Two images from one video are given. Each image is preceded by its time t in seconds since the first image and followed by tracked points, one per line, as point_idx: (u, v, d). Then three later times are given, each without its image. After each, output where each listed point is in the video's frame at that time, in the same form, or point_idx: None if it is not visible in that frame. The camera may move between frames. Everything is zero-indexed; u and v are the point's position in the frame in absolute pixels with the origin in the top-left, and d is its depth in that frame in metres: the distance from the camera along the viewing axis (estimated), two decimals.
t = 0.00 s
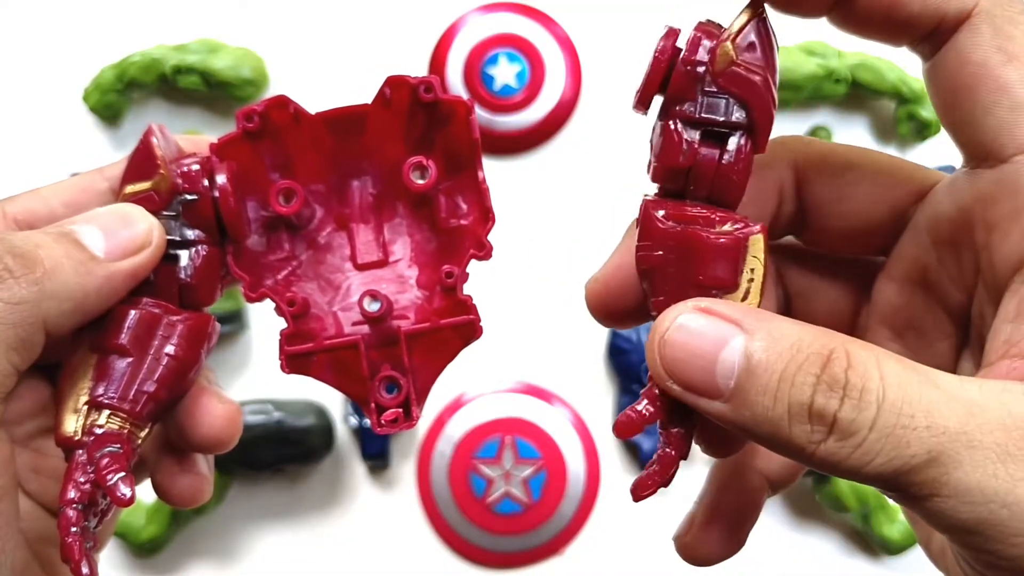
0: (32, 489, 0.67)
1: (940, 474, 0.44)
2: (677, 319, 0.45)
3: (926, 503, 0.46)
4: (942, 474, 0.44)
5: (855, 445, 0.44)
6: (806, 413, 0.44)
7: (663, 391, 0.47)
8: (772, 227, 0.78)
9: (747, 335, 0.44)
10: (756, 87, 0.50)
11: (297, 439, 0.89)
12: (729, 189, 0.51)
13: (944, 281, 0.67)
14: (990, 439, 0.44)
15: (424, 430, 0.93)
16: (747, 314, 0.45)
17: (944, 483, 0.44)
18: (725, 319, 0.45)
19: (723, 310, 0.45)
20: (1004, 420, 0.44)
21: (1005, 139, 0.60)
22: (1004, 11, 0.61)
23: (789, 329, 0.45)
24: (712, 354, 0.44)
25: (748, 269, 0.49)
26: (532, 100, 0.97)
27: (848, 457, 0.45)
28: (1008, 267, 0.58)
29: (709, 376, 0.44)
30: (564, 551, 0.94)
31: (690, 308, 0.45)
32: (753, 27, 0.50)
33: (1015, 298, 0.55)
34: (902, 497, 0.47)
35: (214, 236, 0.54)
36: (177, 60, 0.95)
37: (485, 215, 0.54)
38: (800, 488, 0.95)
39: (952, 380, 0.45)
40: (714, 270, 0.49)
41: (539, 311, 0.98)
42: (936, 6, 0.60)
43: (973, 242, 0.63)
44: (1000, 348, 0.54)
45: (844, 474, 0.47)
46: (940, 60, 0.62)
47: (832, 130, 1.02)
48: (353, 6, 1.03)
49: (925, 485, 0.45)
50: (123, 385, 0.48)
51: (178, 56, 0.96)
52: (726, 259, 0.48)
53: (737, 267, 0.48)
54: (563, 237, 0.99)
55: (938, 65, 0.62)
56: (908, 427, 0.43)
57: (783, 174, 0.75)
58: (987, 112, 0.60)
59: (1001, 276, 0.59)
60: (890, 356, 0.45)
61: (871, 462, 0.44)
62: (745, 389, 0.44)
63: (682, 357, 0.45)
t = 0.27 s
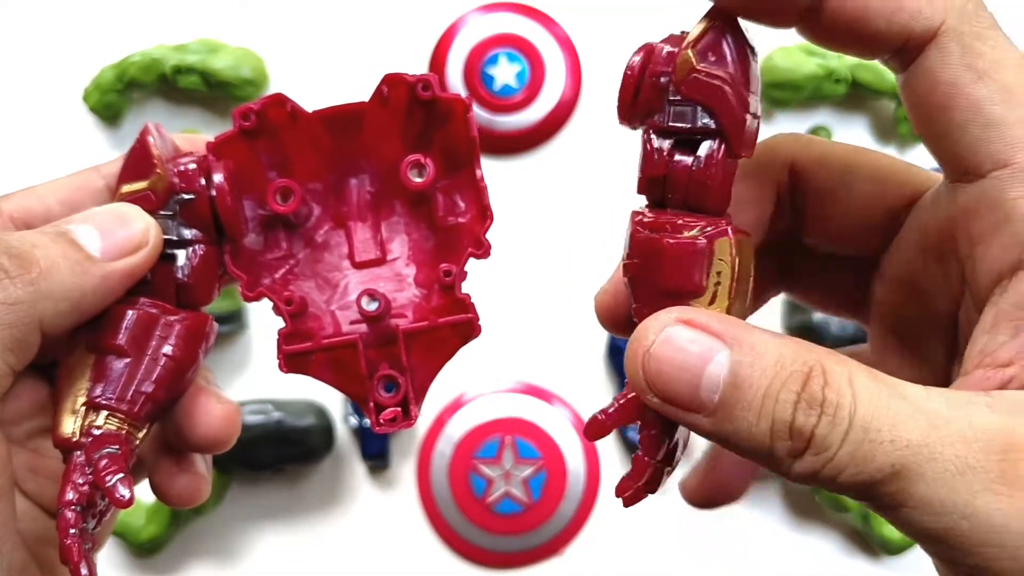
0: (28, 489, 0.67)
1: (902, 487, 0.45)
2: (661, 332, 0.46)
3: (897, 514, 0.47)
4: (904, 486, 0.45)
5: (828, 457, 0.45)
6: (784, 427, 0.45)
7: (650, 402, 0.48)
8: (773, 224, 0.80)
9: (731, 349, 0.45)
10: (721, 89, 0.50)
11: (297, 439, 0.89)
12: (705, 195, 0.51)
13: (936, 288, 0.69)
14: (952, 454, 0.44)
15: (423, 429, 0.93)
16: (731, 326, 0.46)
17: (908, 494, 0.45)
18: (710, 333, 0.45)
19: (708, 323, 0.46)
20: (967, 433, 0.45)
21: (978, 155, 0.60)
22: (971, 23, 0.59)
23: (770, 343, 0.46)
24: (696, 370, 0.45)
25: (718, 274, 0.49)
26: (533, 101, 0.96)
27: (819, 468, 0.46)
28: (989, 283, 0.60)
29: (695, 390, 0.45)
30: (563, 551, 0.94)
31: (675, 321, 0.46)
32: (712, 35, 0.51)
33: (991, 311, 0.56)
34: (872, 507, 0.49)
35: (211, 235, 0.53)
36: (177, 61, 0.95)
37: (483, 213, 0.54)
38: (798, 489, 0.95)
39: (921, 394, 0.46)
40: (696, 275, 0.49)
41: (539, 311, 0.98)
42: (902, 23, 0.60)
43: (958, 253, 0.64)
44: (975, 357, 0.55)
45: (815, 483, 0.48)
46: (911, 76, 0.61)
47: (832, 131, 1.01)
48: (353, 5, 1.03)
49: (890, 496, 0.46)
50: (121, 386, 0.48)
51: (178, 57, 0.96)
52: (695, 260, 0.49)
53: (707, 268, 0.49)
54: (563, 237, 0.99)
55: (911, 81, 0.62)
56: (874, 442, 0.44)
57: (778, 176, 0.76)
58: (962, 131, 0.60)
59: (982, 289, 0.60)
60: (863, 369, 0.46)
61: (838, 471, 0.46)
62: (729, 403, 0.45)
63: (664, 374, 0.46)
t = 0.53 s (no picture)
0: (34, 491, 0.66)
1: (829, 500, 0.46)
2: (615, 341, 0.47)
3: (828, 532, 0.47)
4: (830, 499, 0.46)
5: (759, 465, 0.46)
6: (720, 435, 0.46)
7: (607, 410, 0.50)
8: (704, 269, 0.77)
9: (678, 361, 0.46)
10: (639, 125, 0.51)
11: (297, 439, 0.88)
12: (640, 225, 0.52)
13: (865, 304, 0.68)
14: (873, 467, 0.45)
15: (424, 431, 0.93)
16: (683, 340, 0.47)
17: (834, 508, 0.46)
18: (661, 346, 0.47)
19: (660, 336, 0.47)
20: (890, 448, 0.45)
21: (887, 179, 0.60)
22: (872, 63, 0.63)
23: (717, 356, 0.47)
24: (644, 379, 0.46)
25: (674, 297, 0.50)
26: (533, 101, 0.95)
27: (755, 479, 0.47)
28: (908, 301, 0.59)
29: (641, 399, 0.46)
30: (564, 551, 0.93)
31: (630, 333, 0.47)
32: (624, 68, 0.52)
33: (915, 328, 0.57)
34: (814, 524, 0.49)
35: (218, 239, 0.53)
36: (177, 60, 0.95)
37: (491, 218, 0.54)
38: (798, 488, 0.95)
39: (855, 411, 0.47)
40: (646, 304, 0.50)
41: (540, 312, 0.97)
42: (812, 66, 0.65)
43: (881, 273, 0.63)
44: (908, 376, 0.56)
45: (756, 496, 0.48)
46: (830, 111, 0.64)
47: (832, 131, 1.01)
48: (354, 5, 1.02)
49: (822, 511, 0.46)
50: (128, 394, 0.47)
51: (178, 57, 0.95)
52: (650, 292, 0.50)
53: (661, 296, 0.50)
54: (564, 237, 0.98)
55: (831, 115, 0.64)
56: (800, 452, 0.45)
57: (709, 223, 0.74)
58: (879, 148, 0.60)
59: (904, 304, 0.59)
60: (805, 385, 0.47)
61: (772, 482, 0.46)
62: (673, 412, 0.46)
63: (613, 380, 0.47)
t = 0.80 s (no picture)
0: (37, 494, 0.66)
1: (841, 501, 0.46)
2: (615, 353, 0.48)
3: (840, 533, 0.48)
4: (842, 501, 0.46)
5: (768, 469, 0.46)
6: (727, 441, 0.46)
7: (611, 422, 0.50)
8: (687, 294, 0.80)
9: (682, 370, 0.47)
10: (600, 151, 0.52)
11: (297, 439, 0.88)
12: (614, 246, 0.52)
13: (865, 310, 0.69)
14: (885, 466, 0.46)
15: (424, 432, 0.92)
16: (684, 350, 0.48)
17: (846, 508, 0.46)
18: (664, 355, 0.47)
19: (662, 346, 0.47)
20: (901, 447, 0.46)
21: (853, 204, 0.60)
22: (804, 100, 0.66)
23: (719, 365, 0.47)
24: (647, 390, 0.47)
25: (666, 309, 0.51)
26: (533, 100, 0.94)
27: (764, 483, 0.47)
28: (896, 317, 0.60)
29: (645, 408, 0.47)
30: (564, 551, 0.93)
31: (631, 342, 0.48)
32: (573, 96, 0.53)
33: (907, 338, 0.56)
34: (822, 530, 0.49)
35: (222, 245, 0.53)
36: (177, 60, 0.95)
37: (498, 225, 0.54)
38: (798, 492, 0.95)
39: (861, 414, 0.47)
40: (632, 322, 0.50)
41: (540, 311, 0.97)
42: (748, 109, 0.68)
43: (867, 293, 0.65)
44: (904, 384, 0.56)
45: (764, 503, 0.49)
46: (778, 150, 0.66)
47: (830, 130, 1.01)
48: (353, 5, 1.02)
49: (833, 513, 0.47)
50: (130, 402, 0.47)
51: (178, 57, 0.95)
52: (641, 309, 0.50)
53: (651, 311, 0.50)
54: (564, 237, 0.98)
55: (779, 157, 0.66)
56: (812, 452, 0.46)
57: (687, 246, 0.77)
58: (840, 180, 0.61)
59: (892, 323, 0.61)
60: (810, 392, 0.48)
61: (782, 487, 0.47)
62: (678, 419, 0.46)
63: (617, 392, 0.47)
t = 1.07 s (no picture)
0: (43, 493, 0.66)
1: (844, 494, 0.45)
2: (613, 350, 0.48)
3: (841, 529, 0.46)
4: (845, 493, 0.45)
5: (767, 460, 0.45)
6: (721, 431, 0.46)
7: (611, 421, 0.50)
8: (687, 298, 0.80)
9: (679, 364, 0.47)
10: (590, 157, 0.51)
11: (298, 439, 0.88)
12: (611, 250, 0.52)
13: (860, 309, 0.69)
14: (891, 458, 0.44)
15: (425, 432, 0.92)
16: (682, 348, 0.48)
17: (849, 501, 0.45)
18: (662, 352, 0.47)
19: (661, 344, 0.48)
20: (906, 440, 0.45)
21: (845, 207, 0.60)
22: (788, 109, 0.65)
23: (716, 360, 0.47)
24: (643, 385, 0.47)
25: (665, 309, 0.50)
26: (532, 100, 0.94)
27: (763, 476, 0.46)
28: (892, 317, 0.60)
29: (642, 404, 0.47)
30: (564, 551, 0.93)
31: (630, 340, 0.48)
32: (560, 105, 0.52)
33: (904, 336, 0.57)
34: (824, 527, 0.48)
35: (233, 249, 0.52)
36: (177, 60, 0.94)
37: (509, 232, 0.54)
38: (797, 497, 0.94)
39: (864, 408, 0.46)
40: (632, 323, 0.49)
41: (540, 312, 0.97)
42: (733, 120, 0.67)
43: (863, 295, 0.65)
44: (903, 381, 0.56)
45: (763, 499, 0.47)
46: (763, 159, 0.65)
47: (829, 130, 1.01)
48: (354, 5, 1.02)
49: (836, 507, 0.45)
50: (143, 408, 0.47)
51: (177, 57, 0.95)
52: (640, 309, 0.50)
53: (651, 311, 0.50)
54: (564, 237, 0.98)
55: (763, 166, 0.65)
56: (813, 444, 0.45)
57: (687, 251, 0.77)
58: (830, 186, 0.60)
59: (887, 322, 0.61)
60: (810, 385, 0.47)
61: (782, 479, 0.45)
62: (672, 413, 0.46)
63: (617, 387, 0.48)
